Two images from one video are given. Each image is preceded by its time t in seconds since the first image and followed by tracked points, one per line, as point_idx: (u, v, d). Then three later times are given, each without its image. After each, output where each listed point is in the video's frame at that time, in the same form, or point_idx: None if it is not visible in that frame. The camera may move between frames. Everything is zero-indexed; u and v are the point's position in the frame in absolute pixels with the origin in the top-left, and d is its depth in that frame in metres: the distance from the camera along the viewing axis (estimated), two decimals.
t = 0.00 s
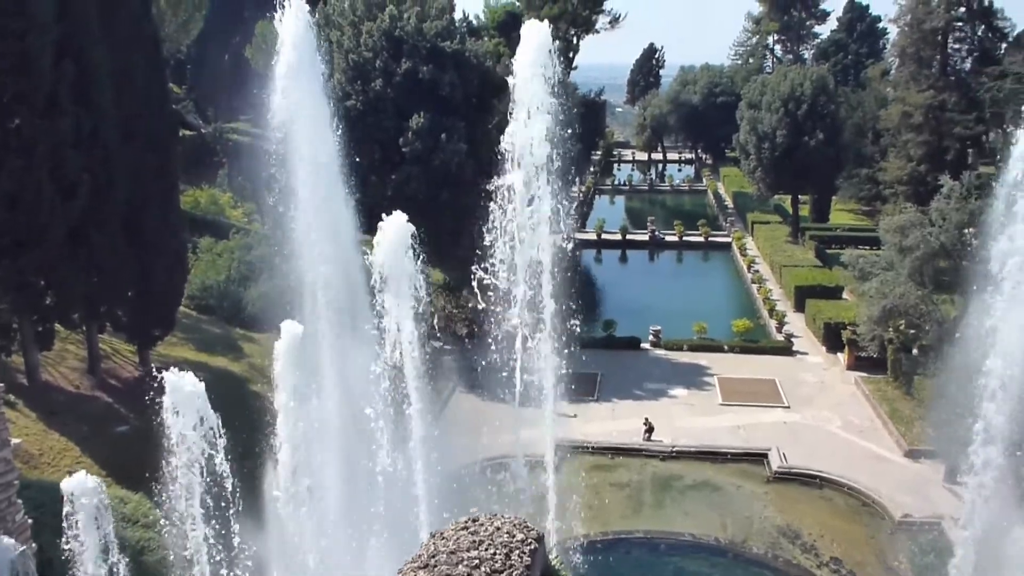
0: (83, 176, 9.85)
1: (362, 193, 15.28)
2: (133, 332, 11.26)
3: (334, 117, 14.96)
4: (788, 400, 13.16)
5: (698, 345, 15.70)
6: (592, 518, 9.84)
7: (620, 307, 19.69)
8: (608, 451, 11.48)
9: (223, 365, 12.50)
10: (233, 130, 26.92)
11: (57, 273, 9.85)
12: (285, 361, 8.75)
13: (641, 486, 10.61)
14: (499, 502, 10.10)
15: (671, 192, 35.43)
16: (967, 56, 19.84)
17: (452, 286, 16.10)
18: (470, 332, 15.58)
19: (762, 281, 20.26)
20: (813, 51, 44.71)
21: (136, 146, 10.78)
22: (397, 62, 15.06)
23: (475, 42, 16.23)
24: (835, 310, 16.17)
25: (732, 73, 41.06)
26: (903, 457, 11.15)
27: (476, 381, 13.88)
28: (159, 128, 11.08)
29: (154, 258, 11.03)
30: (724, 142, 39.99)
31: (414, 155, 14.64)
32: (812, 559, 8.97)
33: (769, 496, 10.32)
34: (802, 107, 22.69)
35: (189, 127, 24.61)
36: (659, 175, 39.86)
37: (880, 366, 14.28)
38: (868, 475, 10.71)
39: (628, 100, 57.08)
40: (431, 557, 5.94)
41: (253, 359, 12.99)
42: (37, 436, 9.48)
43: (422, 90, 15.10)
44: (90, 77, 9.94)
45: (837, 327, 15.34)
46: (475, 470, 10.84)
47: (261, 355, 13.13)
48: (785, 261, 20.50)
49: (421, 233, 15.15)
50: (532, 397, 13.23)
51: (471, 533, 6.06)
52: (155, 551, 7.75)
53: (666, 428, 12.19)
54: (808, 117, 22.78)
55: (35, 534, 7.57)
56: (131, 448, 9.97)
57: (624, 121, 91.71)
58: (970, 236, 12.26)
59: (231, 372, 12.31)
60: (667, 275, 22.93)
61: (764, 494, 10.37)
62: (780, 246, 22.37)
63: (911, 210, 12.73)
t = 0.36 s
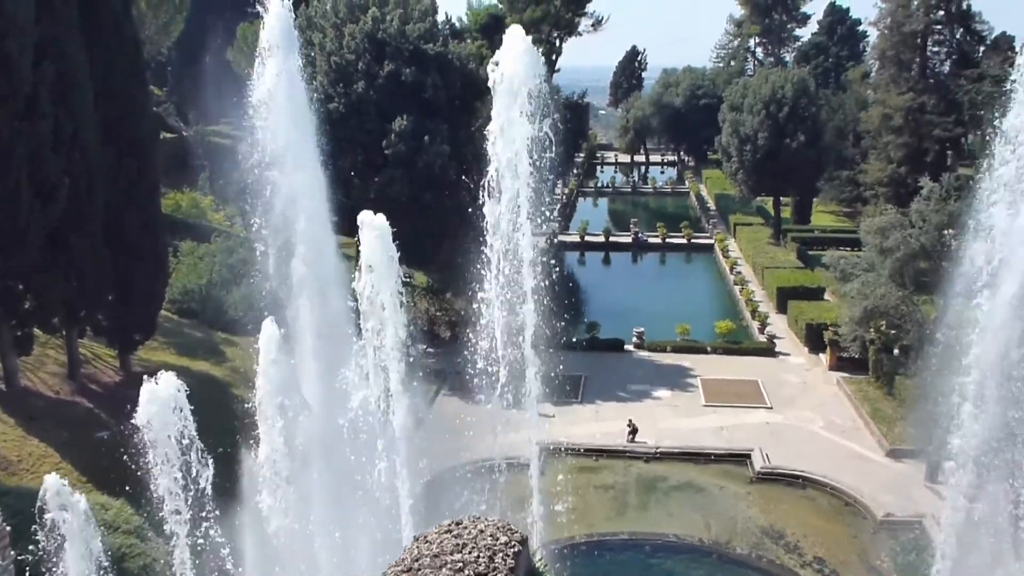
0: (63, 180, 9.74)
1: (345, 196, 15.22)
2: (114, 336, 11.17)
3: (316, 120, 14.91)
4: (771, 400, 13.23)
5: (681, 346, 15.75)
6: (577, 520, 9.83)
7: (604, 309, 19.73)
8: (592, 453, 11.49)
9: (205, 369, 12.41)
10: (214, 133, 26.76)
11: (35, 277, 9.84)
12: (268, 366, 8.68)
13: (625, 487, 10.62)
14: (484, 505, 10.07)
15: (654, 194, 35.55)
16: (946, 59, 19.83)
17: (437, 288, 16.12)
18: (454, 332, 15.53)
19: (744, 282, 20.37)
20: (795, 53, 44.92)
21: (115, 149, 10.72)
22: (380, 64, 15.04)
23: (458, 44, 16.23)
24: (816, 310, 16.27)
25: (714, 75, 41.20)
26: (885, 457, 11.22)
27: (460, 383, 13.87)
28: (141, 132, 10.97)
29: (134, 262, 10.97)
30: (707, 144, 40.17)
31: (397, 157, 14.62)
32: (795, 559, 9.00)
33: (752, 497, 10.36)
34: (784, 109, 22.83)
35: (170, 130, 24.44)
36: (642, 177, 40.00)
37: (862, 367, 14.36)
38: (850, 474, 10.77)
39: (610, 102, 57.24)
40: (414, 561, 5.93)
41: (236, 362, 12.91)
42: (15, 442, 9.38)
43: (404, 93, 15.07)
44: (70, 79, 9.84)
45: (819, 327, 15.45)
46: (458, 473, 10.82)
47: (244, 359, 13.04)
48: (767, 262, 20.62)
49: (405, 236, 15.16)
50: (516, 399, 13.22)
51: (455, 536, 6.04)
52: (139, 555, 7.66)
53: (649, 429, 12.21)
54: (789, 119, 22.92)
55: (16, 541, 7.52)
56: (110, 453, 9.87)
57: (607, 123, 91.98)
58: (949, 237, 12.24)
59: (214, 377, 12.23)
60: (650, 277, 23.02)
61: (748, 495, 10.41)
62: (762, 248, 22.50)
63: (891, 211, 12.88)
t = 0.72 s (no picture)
0: (39, 185, 9.61)
1: (326, 199, 15.16)
2: (91, 342, 11.04)
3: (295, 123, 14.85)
4: (752, 401, 13.30)
5: (663, 347, 15.79)
6: (560, 522, 9.82)
7: (585, 311, 19.76)
8: (575, 455, 11.49)
9: (185, 375, 12.31)
10: (193, 137, 26.58)
11: (9, 283, 9.70)
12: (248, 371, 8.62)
13: (608, 489, 10.63)
14: (467, 508, 10.05)
15: (634, 197, 35.68)
16: (922, 61, 19.99)
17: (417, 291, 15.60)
18: (437, 336, 15.34)
19: (724, 283, 20.47)
20: (773, 56, 45.20)
21: (92, 154, 10.59)
22: (359, 67, 15.00)
23: (437, 47, 16.23)
24: (796, 311, 16.37)
25: (693, 78, 41.40)
26: (866, 456, 11.29)
27: (442, 386, 13.83)
28: (119, 137, 10.87)
29: (110, 267, 10.86)
30: (687, 146, 40.38)
31: (377, 160, 14.59)
32: (777, 558, 9.05)
33: (734, 497, 10.40)
34: (762, 111, 22.99)
35: (148, 134, 24.23)
36: (623, 179, 40.13)
37: (842, 367, 14.46)
38: (831, 474, 10.84)
39: (591, 105, 57.42)
40: (396, 565, 5.92)
41: (216, 367, 12.81)
42: None
43: (385, 96, 15.04)
44: (45, 83, 9.73)
45: (799, 327, 15.55)
46: (441, 476, 10.79)
47: (224, 364, 12.94)
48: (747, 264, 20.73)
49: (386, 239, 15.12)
50: (499, 401, 13.21)
51: (437, 540, 6.04)
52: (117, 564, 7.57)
53: (632, 431, 12.23)
54: (768, 121, 23.09)
55: None
56: (89, 460, 9.78)
57: (588, 125, 92.14)
58: (928, 237, 12.30)
59: (195, 382, 12.13)
60: (632, 278, 23.10)
61: (730, 495, 10.45)
62: (743, 249, 22.62)
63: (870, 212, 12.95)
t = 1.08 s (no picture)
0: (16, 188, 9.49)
1: (306, 202, 15.10)
2: (68, 347, 10.92)
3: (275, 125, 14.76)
4: (733, 400, 13.37)
5: (644, 347, 15.84)
6: (542, 522, 9.82)
7: (567, 312, 19.79)
8: (557, 456, 11.50)
9: (164, 379, 12.20)
10: (171, 139, 26.35)
11: None
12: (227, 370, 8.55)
13: (590, 490, 10.65)
14: (450, 510, 10.03)
15: (615, 197, 35.78)
16: (899, 63, 20.17)
17: (399, 293, 15.90)
18: (417, 341, 15.56)
19: (705, 283, 20.58)
20: (752, 57, 45.53)
21: (69, 157, 10.47)
22: (340, 69, 14.96)
23: (418, 49, 16.20)
24: (776, 311, 16.48)
25: (673, 79, 41.60)
26: (845, 455, 11.37)
27: (424, 388, 13.81)
28: (96, 139, 10.75)
29: (88, 271, 10.75)
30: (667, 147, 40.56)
31: (358, 162, 14.54)
32: (759, 556, 9.09)
33: (715, 496, 10.45)
34: (742, 112, 23.13)
35: (126, 136, 24.03)
36: (604, 180, 40.25)
37: (821, 366, 14.57)
38: (811, 472, 10.92)
39: (571, 106, 57.55)
40: (379, 569, 5.90)
41: (196, 371, 12.70)
42: None
43: (365, 97, 14.99)
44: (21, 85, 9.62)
45: (779, 327, 15.64)
46: (423, 478, 10.77)
47: (204, 367, 12.83)
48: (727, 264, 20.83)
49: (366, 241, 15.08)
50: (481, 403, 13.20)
51: (419, 543, 6.03)
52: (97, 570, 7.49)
53: (614, 431, 12.26)
54: (747, 122, 23.23)
55: None
56: (66, 465, 9.67)
57: (568, 127, 92.43)
58: (905, 236, 12.48)
59: (175, 387, 12.03)
60: (613, 279, 23.17)
61: (711, 494, 10.50)
62: (723, 249, 22.73)
63: (848, 213, 13.11)
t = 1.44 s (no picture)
0: None
1: (279, 204, 14.98)
2: (38, 354, 10.75)
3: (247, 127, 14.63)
4: (708, 399, 13.44)
5: (620, 348, 15.88)
6: (521, 524, 9.80)
7: (543, 313, 19.80)
8: (534, 457, 11.49)
9: (137, 385, 12.05)
10: (142, 141, 26.03)
11: None
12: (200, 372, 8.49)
13: (567, 490, 10.65)
14: (426, 514, 9.99)
15: (590, 198, 35.88)
16: (869, 63, 20.42)
17: (375, 296, 15.92)
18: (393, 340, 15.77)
19: (680, 283, 20.68)
20: (725, 58, 45.87)
21: (37, 161, 10.29)
22: (312, 70, 14.87)
23: (391, 50, 16.18)
24: (750, 310, 16.60)
25: (646, 80, 41.77)
26: (820, 452, 11.46)
27: (400, 391, 13.75)
28: (65, 143, 10.58)
29: (58, 276, 10.57)
30: (641, 148, 40.75)
31: (331, 164, 14.46)
32: (736, 554, 9.14)
33: (692, 494, 10.50)
34: (715, 113, 23.29)
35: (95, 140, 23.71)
36: (579, 181, 40.36)
37: (795, 364, 14.68)
38: (787, 470, 10.99)
39: (545, 107, 57.64)
40: (355, 573, 5.86)
41: (169, 376, 12.55)
42: None
43: (337, 99, 14.91)
44: None
45: (753, 326, 15.75)
46: (399, 482, 10.72)
47: (177, 372, 12.68)
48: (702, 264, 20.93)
49: (341, 244, 15.01)
50: (457, 405, 13.15)
51: (396, 547, 6.01)
52: None
53: (591, 432, 12.27)
54: (720, 122, 23.40)
55: None
56: (35, 474, 9.53)
57: (542, 128, 92.61)
58: (876, 234, 12.76)
59: (147, 393, 11.90)
60: (588, 280, 23.19)
61: (688, 493, 10.54)
62: (697, 249, 22.87)
63: (820, 212, 13.29)
